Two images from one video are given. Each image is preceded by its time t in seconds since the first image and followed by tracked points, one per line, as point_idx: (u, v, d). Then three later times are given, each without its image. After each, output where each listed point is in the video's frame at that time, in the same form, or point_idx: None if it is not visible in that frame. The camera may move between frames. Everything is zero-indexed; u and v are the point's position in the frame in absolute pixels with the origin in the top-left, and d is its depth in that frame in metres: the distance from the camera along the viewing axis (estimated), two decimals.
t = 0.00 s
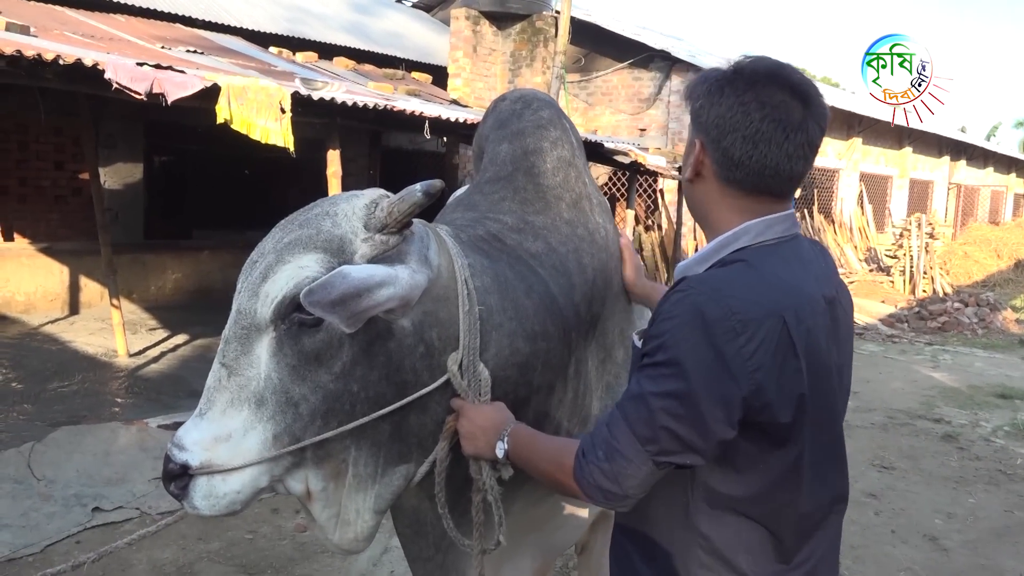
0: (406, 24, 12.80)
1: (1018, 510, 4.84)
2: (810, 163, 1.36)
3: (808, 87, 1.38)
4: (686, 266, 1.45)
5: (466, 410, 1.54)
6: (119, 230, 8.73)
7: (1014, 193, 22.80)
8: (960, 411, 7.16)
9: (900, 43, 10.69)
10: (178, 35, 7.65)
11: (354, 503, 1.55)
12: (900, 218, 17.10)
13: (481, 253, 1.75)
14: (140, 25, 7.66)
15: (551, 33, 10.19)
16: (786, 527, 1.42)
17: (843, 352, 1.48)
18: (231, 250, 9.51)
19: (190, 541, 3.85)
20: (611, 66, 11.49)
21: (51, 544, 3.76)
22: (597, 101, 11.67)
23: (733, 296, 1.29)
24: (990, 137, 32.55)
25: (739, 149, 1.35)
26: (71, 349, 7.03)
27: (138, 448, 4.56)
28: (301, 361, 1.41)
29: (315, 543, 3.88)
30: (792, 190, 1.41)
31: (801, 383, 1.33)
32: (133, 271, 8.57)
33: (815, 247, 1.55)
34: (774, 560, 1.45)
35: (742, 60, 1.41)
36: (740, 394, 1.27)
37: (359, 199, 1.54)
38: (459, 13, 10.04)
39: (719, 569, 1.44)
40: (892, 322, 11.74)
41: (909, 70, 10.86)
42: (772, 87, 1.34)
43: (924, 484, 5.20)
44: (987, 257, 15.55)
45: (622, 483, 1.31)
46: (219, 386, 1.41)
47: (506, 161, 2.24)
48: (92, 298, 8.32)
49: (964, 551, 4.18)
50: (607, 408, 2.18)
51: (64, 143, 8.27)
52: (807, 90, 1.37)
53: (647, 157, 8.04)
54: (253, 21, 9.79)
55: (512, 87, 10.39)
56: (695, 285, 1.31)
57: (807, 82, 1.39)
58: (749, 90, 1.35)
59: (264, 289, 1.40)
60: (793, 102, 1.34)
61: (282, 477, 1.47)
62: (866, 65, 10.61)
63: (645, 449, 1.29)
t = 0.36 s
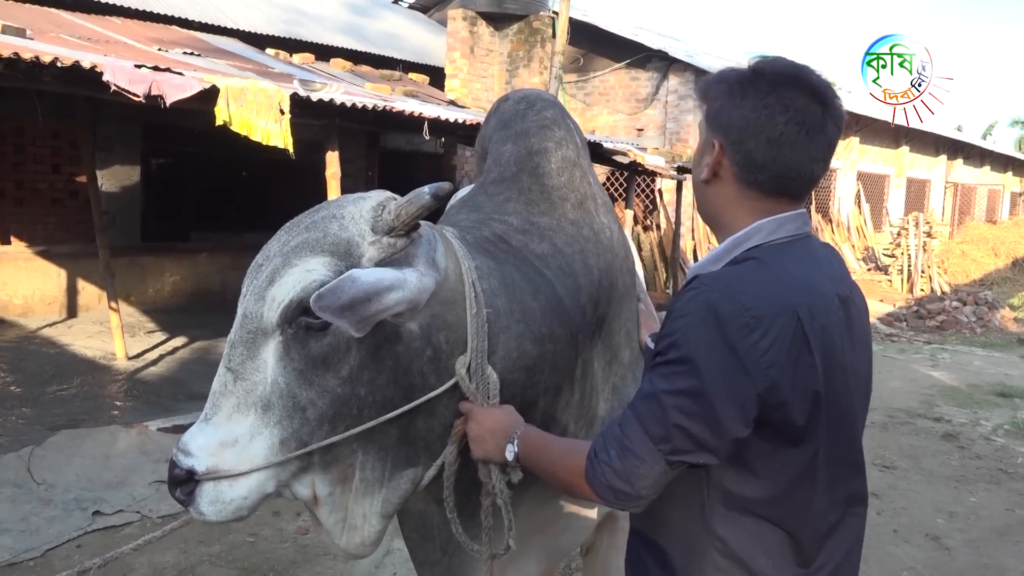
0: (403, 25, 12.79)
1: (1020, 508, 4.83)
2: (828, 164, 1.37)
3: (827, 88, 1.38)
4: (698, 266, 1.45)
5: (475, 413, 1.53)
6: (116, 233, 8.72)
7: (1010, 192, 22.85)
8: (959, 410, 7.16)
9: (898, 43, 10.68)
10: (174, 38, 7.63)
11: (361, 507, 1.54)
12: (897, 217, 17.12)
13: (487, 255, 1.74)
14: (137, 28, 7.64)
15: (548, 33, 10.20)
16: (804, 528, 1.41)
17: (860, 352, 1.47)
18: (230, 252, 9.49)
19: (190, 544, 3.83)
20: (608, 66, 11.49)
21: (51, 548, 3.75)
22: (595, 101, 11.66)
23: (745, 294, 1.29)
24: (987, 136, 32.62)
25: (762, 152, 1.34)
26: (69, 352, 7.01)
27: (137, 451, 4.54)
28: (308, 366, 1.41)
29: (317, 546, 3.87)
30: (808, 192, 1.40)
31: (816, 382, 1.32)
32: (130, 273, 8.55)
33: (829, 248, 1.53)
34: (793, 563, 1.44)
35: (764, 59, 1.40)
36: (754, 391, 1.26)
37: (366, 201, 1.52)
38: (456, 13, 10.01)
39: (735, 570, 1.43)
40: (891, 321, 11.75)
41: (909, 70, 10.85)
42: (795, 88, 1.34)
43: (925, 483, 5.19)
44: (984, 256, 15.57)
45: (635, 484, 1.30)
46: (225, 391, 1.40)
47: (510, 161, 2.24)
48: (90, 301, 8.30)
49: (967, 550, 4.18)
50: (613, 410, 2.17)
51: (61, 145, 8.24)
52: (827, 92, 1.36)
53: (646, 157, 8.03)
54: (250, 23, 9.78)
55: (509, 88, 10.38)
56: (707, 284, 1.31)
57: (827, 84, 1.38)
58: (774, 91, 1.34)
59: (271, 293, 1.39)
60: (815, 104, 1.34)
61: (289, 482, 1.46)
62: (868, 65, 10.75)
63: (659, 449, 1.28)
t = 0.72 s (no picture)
0: (407, 21, 12.77)
1: (1020, 514, 4.83)
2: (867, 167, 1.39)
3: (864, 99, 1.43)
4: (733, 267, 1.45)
5: (489, 413, 1.52)
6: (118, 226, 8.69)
7: (1011, 197, 22.85)
8: (959, 414, 7.16)
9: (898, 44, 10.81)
10: (178, 31, 7.61)
11: (371, 506, 1.53)
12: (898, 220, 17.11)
13: (499, 255, 1.73)
14: (141, 21, 7.62)
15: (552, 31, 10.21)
16: (829, 527, 1.41)
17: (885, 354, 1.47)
18: (231, 246, 9.47)
19: (190, 539, 3.83)
20: (611, 66, 11.48)
21: (51, 541, 3.75)
22: (598, 101, 11.64)
23: (790, 295, 1.29)
24: (989, 140, 32.69)
25: (837, 163, 1.36)
26: (69, 344, 7.00)
27: (138, 444, 4.53)
28: (320, 364, 1.40)
29: (318, 542, 3.86)
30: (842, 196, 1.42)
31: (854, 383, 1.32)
32: (131, 266, 8.54)
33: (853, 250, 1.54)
34: (815, 560, 1.44)
35: (810, 67, 1.41)
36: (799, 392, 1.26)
37: (380, 199, 1.52)
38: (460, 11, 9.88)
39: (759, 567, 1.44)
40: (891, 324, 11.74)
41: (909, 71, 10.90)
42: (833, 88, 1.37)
43: (925, 487, 5.19)
44: (985, 261, 15.57)
45: (673, 482, 1.29)
46: (236, 388, 1.39)
47: (522, 159, 2.23)
48: (91, 293, 8.27)
49: (967, 554, 4.18)
50: (622, 411, 2.16)
51: (63, 137, 8.22)
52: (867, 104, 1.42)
53: (649, 157, 8.02)
54: (254, 17, 9.76)
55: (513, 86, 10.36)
56: (751, 286, 1.31)
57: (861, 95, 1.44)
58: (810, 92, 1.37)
59: (284, 290, 1.39)
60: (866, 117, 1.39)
61: (299, 480, 1.46)
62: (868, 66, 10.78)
63: (699, 448, 1.27)
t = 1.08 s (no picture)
0: (397, 17, 12.71)
1: (1010, 507, 4.86)
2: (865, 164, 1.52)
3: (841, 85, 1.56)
4: (756, 259, 1.50)
5: (494, 409, 1.51)
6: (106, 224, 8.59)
7: (999, 192, 22.98)
8: (950, 408, 7.20)
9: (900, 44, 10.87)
10: (166, 26, 7.54)
11: (370, 503, 1.52)
12: (888, 215, 17.18)
13: (498, 250, 1.72)
14: (129, 16, 7.55)
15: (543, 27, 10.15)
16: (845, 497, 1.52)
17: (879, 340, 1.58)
18: (221, 243, 9.42)
19: (182, 537, 3.81)
20: (602, 61, 11.47)
21: (41, 540, 3.72)
22: (588, 96, 11.72)
23: (830, 287, 1.36)
24: (977, 135, 32.85)
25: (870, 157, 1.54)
26: (58, 343, 6.94)
27: (129, 443, 4.49)
28: (319, 360, 1.39)
29: (311, 540, 3.84)
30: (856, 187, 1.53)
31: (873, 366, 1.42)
32: (120, 263, 8.48)
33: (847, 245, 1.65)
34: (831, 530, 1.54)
35: (826, 69, 1.47)
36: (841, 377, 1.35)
37: (379, 194, 1.51)
38: (451, 6, 9.92)
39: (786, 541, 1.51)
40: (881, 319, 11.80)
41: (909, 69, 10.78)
42: (849, 94, 1.46)
43: (916, 481, 5.21)
44: (973, 256, 15.66)
45: (715, 463, 1.35)
46: (234, 385, 1.38)
47: (519, 155, 2.22)
48: (79, 291, 8.26)
49: (958, 547, 4.20)
50: (620, 406, 2.15)
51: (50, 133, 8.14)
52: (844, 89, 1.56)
53: (641, 152, 8.02)
54: (243, 13, 9.69)
55: (504, 82, 10.34)
56: (796, 278, 1.38)
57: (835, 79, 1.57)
58: (825, 97, 1.45)
59: (282, 286, 1.37)
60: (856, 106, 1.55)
61: (298, 478, 1.44)
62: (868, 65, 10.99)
63: (740, 430, 1.34)
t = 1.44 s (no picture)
0: (387, 9, 12.63)
1: (994, 503, 4.91)
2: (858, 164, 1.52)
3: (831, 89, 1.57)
4: (756, 256, 1.50)
5: (489, 404, 1.51)
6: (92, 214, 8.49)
7: (983, 190, 23.18)
8: (935, 405, 7.26)
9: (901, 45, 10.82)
10: (153, 15, 7.46)
11: (361, 499, 1.51)
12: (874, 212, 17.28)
13: (491, 244, 1.70)
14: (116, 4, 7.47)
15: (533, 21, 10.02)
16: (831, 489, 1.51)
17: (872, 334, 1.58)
18: (208, 235, 9.35)
19: (168, 531, 3.78)
20: (591, 56, 11.46)
21: (25, 534, 3.68)
22: (578, 91, 11.70)
23: (832, 282, 1.37)
24: (961, 134, 33.15)
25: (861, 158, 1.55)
26: (42, 334, 6.87)
27: (114, 436, 4.44)
28: (313, 354, 1.37)
29: (298, 534, 3.83)
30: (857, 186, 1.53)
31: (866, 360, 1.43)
32: (105, 255, 8.40)
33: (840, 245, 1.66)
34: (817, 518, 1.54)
35: (818, 72, 1.48)
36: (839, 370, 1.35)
37: (373, 185, 1.48)
38: None
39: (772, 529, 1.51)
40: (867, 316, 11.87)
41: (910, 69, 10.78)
42: (842, 95, 1.46)
43: (901, 477, 5.25)
44: (958, 253, 15.78)
45: (718, 452, 1.34)
46: (225, 380, 1.35)
47: (512, 148, 2.20)
48: (64, 282, 8.16)
49: (943, 543, 4.23)
50: (612, 402, 2.14)
51: (35, 122, 8.04)
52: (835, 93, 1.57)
53: (630, 148, 8.02)
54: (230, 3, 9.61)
55: (493, 76, 10.31)
56: (797, 272, 1.38)
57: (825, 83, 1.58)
58: (818, 98, 1.45)
59: (277, 282, 1.34)
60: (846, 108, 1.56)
61: (290, 473, 1.42)
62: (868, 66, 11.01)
63: (744, 420, 1.33)
